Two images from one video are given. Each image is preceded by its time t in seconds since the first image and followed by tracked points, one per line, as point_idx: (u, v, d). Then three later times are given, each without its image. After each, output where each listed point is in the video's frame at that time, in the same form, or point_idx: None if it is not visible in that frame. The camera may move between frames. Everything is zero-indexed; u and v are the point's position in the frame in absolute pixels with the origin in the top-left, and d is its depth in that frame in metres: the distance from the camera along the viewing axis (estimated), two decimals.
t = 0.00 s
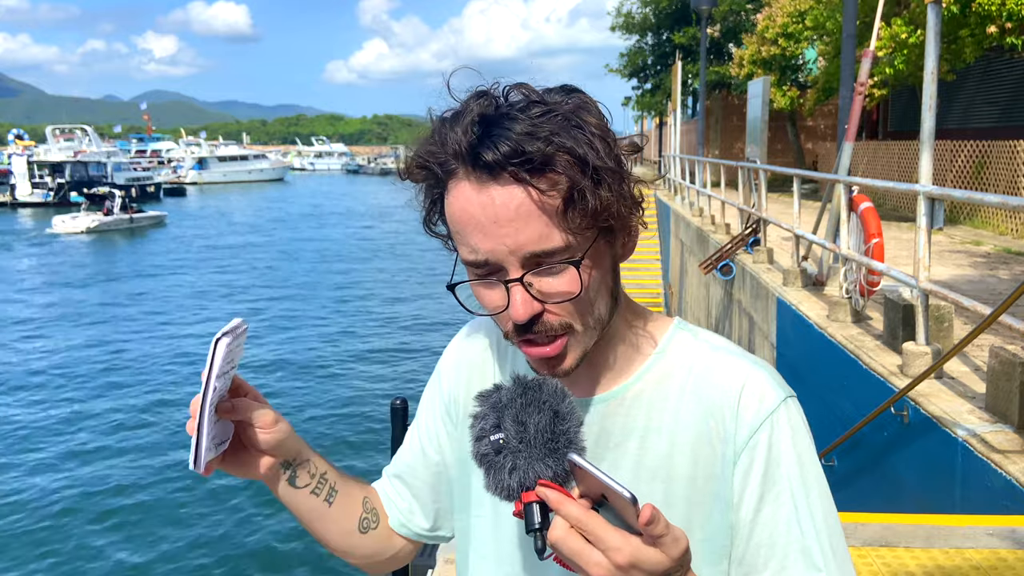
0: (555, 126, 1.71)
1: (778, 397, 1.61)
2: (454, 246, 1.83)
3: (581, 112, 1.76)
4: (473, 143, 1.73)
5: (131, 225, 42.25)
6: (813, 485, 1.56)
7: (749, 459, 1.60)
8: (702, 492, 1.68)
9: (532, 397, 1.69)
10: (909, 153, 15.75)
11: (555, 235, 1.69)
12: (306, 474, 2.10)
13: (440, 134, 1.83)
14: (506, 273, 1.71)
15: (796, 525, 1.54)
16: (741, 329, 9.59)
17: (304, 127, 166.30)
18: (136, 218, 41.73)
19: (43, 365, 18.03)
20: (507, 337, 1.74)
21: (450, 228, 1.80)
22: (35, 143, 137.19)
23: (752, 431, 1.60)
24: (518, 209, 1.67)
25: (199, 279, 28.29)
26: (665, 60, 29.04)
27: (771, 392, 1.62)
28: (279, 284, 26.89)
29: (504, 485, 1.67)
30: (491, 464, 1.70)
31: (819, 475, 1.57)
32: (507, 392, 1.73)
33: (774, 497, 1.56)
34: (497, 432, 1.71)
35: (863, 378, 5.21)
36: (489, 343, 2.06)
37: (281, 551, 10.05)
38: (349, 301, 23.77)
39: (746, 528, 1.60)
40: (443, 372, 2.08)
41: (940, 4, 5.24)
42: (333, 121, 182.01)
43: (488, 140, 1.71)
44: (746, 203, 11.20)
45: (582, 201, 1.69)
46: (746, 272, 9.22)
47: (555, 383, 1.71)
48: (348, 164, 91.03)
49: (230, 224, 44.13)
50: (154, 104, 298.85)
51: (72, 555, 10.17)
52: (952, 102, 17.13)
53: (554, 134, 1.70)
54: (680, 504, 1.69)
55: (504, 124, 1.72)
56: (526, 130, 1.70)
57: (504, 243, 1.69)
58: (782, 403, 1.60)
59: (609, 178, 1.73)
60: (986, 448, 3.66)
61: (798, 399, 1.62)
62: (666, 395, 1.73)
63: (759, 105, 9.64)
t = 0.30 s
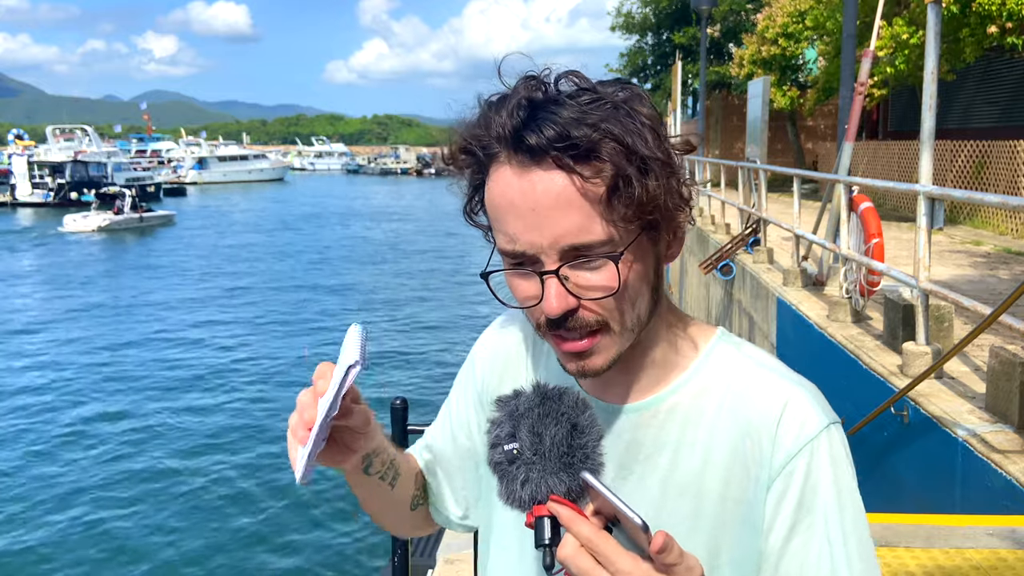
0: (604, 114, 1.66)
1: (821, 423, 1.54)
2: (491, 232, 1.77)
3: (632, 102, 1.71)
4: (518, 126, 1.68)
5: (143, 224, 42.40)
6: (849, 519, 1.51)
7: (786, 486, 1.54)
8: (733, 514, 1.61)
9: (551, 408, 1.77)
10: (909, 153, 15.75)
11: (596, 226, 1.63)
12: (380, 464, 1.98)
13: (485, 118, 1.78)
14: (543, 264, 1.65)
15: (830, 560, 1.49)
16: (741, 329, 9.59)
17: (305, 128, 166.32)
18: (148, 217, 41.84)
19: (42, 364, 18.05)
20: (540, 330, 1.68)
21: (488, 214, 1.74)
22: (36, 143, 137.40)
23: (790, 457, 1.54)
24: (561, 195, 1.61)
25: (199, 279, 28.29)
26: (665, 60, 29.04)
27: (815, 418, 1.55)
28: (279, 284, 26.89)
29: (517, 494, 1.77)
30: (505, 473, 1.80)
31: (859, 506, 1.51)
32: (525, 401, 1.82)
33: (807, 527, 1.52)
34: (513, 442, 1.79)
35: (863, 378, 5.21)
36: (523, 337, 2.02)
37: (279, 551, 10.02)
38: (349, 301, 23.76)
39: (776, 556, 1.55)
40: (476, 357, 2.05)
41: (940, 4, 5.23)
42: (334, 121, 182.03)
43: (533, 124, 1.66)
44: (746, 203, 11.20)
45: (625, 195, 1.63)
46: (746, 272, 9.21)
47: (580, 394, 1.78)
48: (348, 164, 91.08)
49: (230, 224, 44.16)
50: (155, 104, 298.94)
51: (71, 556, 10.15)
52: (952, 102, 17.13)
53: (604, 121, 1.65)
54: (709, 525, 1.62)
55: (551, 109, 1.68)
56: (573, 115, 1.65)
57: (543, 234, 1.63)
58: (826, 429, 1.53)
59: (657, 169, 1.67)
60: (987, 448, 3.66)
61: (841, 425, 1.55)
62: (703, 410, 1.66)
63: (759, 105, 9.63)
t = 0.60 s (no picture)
0: (604, 114, 1.63)
1: (848, 457, 1.47)
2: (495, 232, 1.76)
3: (642, 102, 1.66)
4: (516, 127, 1.68)
5: (155, 224, 42.66)
6: (875, 558, 1.46)
7: (809, 520, 1.49)
8: (755, 540, 1.58)
9: (546, 455, 1.75)
10: (909, 153, 15.75)
11: (593, 233, 1.61)
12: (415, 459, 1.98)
13: (495, 114, 1.77)
14: (540, 270, 1.64)
15: None
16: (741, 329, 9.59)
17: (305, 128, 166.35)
18: (157, 216, 41.99)
19: (42, 364, 18.06)
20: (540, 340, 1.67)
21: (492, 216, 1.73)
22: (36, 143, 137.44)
23: (813, 490, 1.48)
24: (558, 199, 1.60)
25: (199, 279, 28.29)
26: (665, 60, 29.05)
27: (844, 450, 1.48)
28: (280, 283, 26.88)
29: (512, 541, 1.76)
30: (501, 519, 1.79)
31: (886, 546, 1.46)
32: (523, 444, 1.79)
33: (832, 565, 1.47)
34: (508, 490, 1.78)
35: (863, 378, 5.21)
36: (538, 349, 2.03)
37: (278, 550, 10.00)
38: (349, 301, 23.77)
39: None
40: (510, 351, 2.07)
41: (940, 4, 5.24)
42: (333, 120, 182.03)
43: (531, 125, 1.65)
44: (746, 202, 11.21)
45: (628, 202, 1.60)
46: (746, 272, 9.22)
47: (582, 438, 1.77)
48: (349, 164, 91.05)
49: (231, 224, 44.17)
50: (155, 104, 298.98)
51: (69, 557, 10.11)
52: (952, 102, 17.13)
53: (603, 122, 1.62)
54: (727, 552, 1.59)
55: (551, 109, 1.66)
56: (572, 116, 1.63)
57: (539, 240, 1.62)
58: (853, 463, 1.47)
59: (658, 168, 1.63)
60: (987, 448, 3.66)
61: (872, 456, 1.48)
62: (725, 430, 1.62)
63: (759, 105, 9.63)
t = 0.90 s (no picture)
0: (566, 134, 1.58)
1: (857, 465, 1.43)
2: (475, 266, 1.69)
3: (599, 116, 1.63)
4: (482, 157, 1.61)
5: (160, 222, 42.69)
6: (888, 561, 1.42)
7: (822, 532, 1.44)
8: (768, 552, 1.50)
9: (558, 504, 1.76)
10: (909, 153, 15.74)
11: (573, 248, 1.55)
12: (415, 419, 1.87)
13: (461, 144, 1.71)
14: (528, 296, 1.58)
15: None
16: (740, 329, 9.59)
17: (304, 128, 166.35)
18: (166, 216, 42.22)
19: (41, 364, 18.05)
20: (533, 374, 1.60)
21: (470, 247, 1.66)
22: (36, 143, 137.56)
23: (823, 501, 1.44)
24: (534, 224, 1.54)
25: (199, 279, 28.27)
26: (665, 60, 29.06)
27: (850, 459, 1.44)
28: (279, 283, 26.88)
29: None
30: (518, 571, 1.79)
31: (897, 550, 1.43)
32: (533, 495, 1.80)
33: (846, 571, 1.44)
34: (521, 544, 1.79)
35: (864, 378, 5.21)
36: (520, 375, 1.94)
37: (278, 550, 9.99)
38: (349, 301, 23.77)
39: None
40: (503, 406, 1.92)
41: (939, 4, 5.23)
42: (333, 120, 182.08)
43: (497, 152, 1.59)
44: (746, 203, 11.20)
45: (608, 214, 1.56)
46: (746, 272, 9.21)
47: (590, 478, 1.74)
48: (349, 164, 91.06)
49: (230, 224, 44.18)
50: (156, 104, 299.02)
51: (67, 558, 10.10)
52: (952, 102, 17.13)
53: (570, 141, 1.58)
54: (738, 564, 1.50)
55: (514, 134, 1.61)
56: (535, 138, 1.58)
57: (520, 265, 1.56)
58: (861, 472, 1.43)
59: (628, 178, 1.59)
60: (986, 448, 3.66)
61: (881, 461, 1.45)
62: (730, 439, 1.54)
63: (758, 105, 9.62)
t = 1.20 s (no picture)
0: (590, 110, 1.70)
1: (840, 439, 1.51)
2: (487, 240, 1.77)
3: (616, 100, 1.75)
4: (507, 130, 1.71)
5: (172, 221, 43.45)
6: (871, 533, 1.49)
7: (809, 504, 1.51)
8: (754, 527, 1.56)
9: (588, 466, 1.73)
10: (909, 153, 15.74)
11: (589, 219, 1.64)
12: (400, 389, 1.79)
13: (480, 124, 1.81)
14: (540, 259, 1.65)
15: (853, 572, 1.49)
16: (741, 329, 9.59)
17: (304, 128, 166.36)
18: (177, 214, 42.72)
19: (41, 364, 18.05)
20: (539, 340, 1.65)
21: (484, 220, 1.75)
22: (36, 143, 137.58)
23: (810, 475, 1.51)
24: (555, 192, 1.63)
25: (199, 279, 28.26)
26: (665, 60, 29.06)
27: (834, 433, 1.52)
28: (279, 283, 26.88)
29: (560, 558, 1.73)
30: (546, 537, 1.76)
31: (877, 519, 1.50)
32: (562, 458, 1.77)
33: (833, 543, 1.50)
34: (552, 504, 1.76)
35: (864, 378, 5.21)
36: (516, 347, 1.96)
37: (278, 551, 9.99)
38: (348, 301, 23.77)
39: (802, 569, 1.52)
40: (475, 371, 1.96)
41: (939, 4, 5.24)
42: (333, 120, 182.08)
43: (522, 124, 1.69)
44: (746, 203, 11.21)
45: (621, 187, 1.65)
46: (746, 272, 9.21)
47: (613, 442, 1.72)
48: (349, 164, 91.05)
49: (230, 224, 44.19)
50: (156, 104, 299.01)
51: (68, 559, 10.10)
52: (952, 102, 17.12)
53: (593, 117, 1.69)
54: (728, 539, 1.57)
55: (538, 112, 1.71)
56: (561, 113, 1.68)
57: (536, 232, 1.64)
58: (845, 445, 1.50)
59: (645, 160, 1.71)
60: (986, 448, 3.66)
61: (861, 437, 1.53)
62: (718, 422, 1.60)
63: (759, 104, 9.62)
